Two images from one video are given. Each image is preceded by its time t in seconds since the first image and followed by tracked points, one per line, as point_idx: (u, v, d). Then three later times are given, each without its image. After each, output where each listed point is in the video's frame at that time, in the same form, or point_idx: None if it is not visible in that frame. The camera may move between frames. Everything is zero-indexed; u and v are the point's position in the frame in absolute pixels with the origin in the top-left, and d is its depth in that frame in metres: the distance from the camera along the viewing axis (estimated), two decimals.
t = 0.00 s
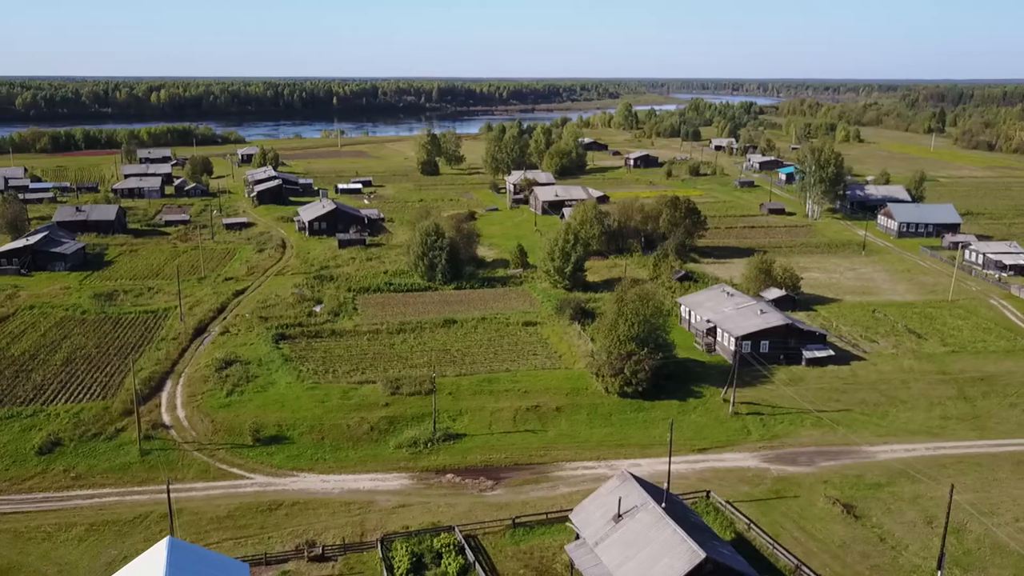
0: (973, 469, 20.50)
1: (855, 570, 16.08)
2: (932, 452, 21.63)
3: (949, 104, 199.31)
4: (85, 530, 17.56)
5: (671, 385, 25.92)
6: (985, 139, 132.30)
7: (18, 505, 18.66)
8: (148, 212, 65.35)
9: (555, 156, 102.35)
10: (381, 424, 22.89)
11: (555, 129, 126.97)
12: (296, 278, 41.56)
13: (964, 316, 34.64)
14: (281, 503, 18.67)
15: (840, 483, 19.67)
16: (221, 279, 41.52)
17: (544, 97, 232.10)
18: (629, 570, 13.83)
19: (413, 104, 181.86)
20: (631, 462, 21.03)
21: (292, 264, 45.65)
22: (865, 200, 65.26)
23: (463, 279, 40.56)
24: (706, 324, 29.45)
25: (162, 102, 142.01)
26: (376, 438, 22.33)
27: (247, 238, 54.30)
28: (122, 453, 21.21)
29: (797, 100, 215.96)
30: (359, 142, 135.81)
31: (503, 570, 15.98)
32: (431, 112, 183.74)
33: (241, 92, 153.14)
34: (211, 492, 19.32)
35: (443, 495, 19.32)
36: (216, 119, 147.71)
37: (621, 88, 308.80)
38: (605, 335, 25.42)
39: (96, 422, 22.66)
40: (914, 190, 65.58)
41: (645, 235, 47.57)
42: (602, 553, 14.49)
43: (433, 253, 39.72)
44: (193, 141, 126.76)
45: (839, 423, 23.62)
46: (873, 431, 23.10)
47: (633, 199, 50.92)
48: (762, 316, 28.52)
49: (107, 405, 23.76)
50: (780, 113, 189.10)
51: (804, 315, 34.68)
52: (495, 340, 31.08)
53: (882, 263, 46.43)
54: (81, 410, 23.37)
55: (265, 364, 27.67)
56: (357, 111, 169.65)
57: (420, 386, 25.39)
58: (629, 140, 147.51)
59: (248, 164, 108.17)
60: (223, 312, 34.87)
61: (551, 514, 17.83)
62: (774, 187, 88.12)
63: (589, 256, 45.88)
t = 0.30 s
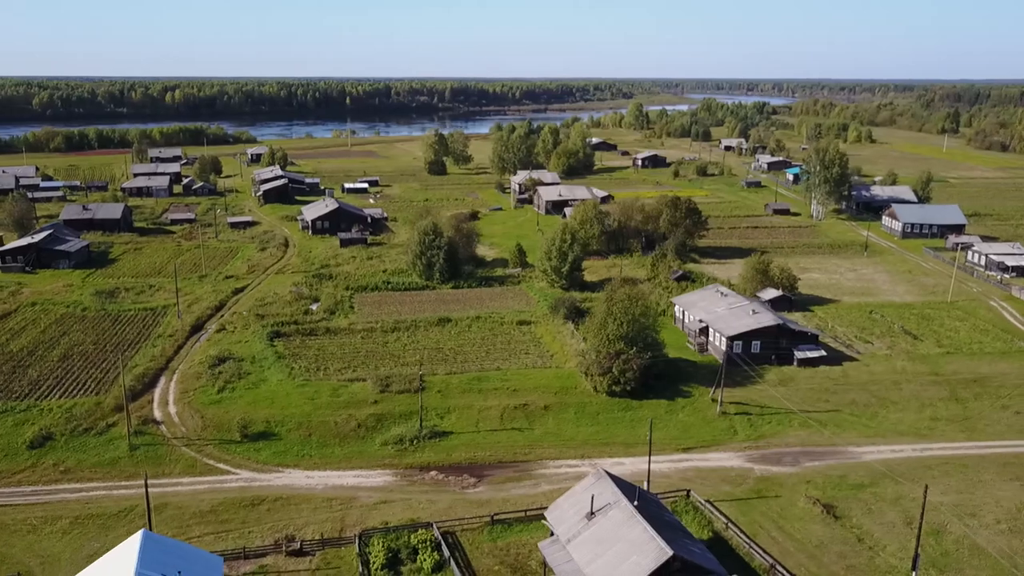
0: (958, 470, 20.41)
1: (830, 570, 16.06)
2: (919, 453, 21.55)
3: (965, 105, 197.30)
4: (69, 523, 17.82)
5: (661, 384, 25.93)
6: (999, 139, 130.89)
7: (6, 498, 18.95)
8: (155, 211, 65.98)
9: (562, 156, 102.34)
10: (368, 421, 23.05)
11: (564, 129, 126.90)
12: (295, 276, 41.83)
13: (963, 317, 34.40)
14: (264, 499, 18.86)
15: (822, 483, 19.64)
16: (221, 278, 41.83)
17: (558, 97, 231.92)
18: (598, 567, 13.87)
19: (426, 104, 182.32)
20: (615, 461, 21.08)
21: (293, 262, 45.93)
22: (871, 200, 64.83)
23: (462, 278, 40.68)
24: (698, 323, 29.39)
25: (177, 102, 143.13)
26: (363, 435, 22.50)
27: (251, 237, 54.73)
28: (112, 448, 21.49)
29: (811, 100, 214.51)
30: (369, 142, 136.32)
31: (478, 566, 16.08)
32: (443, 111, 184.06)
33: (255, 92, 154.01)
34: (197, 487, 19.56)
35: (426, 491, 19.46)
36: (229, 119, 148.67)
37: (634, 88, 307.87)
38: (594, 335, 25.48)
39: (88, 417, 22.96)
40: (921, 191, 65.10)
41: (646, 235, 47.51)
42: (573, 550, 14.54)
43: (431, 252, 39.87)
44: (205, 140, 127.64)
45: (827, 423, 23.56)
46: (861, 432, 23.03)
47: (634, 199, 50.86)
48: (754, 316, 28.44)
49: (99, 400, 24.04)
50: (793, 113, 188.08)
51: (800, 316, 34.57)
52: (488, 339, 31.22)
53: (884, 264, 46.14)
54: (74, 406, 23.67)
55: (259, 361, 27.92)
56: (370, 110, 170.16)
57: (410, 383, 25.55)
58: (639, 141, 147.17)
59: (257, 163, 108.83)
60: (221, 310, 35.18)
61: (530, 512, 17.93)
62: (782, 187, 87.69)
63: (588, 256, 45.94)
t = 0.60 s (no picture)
0: (944, 472, 20.31)
1: (806, 570, 16.02)
2: (905, 454, 21.47)
3: (980, 105, 195.27)
4: (56, 516, 18.10)
5: (650, 384, 25.95)
6: (1013, 140, 129.49)
7: None
8: (163, 210, 66.59)
9: (569, 156, 102.29)
10: (356, 419, 23.21)
11: (573, 129, 126.80)
12: (295, 275, 42.11)
13: (961, 319, 34.16)
14: (247, 494, 19.05)
15: (805, 483, 19.62)
16: (222, 276, 42.17)
17: (571, 98, 231.66)
18: (569, 564, 13.92)
19: (439, 104, 182.67)
20: (599, 460, 21.14)
21: (294, 261, 46.23)
22: (877, 201, 64.38)
23: (460, 277, 40.80)
24: (691, 323, 29.38)
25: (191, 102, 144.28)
26: (350, 432, 22.68)
27: (255, 236, 55.12)
28: (102, 443, 21.77)
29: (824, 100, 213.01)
30: (379, 142, 136.74)
31: (454, 562, 16.19)
32: (456, 112, 184.32)
33: (269, 92, 154.87)
34: (183, 483, 19.79)
35: (409, 488, 19.61)
36: (243, 119, 149.57)
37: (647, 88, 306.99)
38: (583, 334, 25.53)
39: (81, 412, 23.26)
40: (927, 192, 64.61)
41: (646, 235, 47.45)
42: (545, 547, 14.60)
43: (429, 251, 40.02)
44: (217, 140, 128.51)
45: (815, 424, 23.49)
46: (849, 433, 22.96)
47: (635, 199, 50.78)
48: (746, 316, 28.40)
49: (92, 396, 24.35)
50: (806, 113, 186.91)
51: (796, 317, 34.44)
52: (482, 338, 31.34)
53: (886, 264, 45.87)
54: (67, 401, 23.98)
55: (252, 359, 28.17)
56: (383, 111, 170.63)
57: (400, 381, 25.72)
58: (649, 141, 146.82)
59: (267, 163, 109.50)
60: (220, 308, 35.51)
61: (509, 509, 18.02)
62: (789, 188, 87.24)
63: (588, 256, 45.97)
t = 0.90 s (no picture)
0: (929, 473, 20.23)
1: (782, 569, 16.02)
2: (892, 455, 21.39)
3: (996, 105, 193.07)
4: (43, 509, 18.39)
5: (639, 384, 25.98)
6: None
7: None
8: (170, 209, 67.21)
9: (576, 156, 102.21)
10: (344, 416, 23.39)
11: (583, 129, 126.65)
12: (295, 273, 42.39)
13: (959, 320, 33.93)
14: (231, 489, 19.27)
15: (787, 483, 19.61)
16: (223, 274, 42.53)
17: (584, 98, 231.34)
18: (539, 560, 14.03)
19: (452, 104, 182.92)
20: (583, 458, 21.23)
21: (296, 260, 46.54)
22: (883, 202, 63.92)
23: (458, 276, 40.94)
24: (684, 323, 29.38)
25: (206, 102, 145.39)
26: (338, 429, 22.87)
27: (259, 235, 55.52)
28: (93, 438, 22.07)
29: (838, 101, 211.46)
30: (390, 142, 137.09)
31: (430, 558, 16.32)
32: (469, 112, 184.52)
33: (283, 93, 155.69)
34: (169, 478, 20.04)
35: (392, 485, 19.76)
36: (257, 119, 150.51)
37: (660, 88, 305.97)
38: (573, 333, 25.58)
39: (74, 408, 23.59)
40: (934, 193, 64.11)
41: (647, 235, 47.37)
42: (517, 544, 14.72)
43: (427, 250, 40.17)
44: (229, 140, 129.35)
45: (803, 424, 23.43)
46: (836, 433, 22.88)
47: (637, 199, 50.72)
48: (738, 316, 28.35)
49: (86, 392, 24.68)
50: (819, 113, 185.72)
51: (792, 317, 34.31)
52: (476, 337, 31.45)
53: (888, 265, 45.58)
54: (61, 397, 24.32)
55: (246, 356, 28.43)
56: (396, 111, 171.05)
57: (390, 379, 25.90)
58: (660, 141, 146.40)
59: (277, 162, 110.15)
60: (219, 305, 35.83)
61: (489, 507, 18.12)
62: (797, 188, 86.76)
63: (587, 256, 46.00)
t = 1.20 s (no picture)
0: (913, 474, 20.16)
1: (756, 568, 16.03)
2: (878, 456, 21.33)
3: (1013, 106, 190.76)
4: (30, 502, 18.69)
5: (628, 383, 26.02)
6: None
7: None
8: (178, 207, 67.85)
9: (584, 156, 102.23)
10: (333, 413, 23.57)
11: (592, 130, 126.53)
12: (295, 272, 42.68)
13: (957, 322, 33.69)
14: (216, 484, 19.50)
15: (770, 483, 19.61)
16: (224, 272, 42.86)
17: (598, 98, 230.88)
18: (509, 557, 14.10)
19: (464, 104, 183.19)
20: (568, 457, 21.31)
21: (297, 259, 46.87)
22: (888, 202, 63.45)
23: (457, 275, 41.08)
24: (676, 323, 29.38)
25: (221, 102, 146.59)
26: (327, 426, 23.07)
27: (263, 234, 55.92)
28: (84, 432, 22.39)
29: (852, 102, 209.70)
30: (400, 142, 137.45)
31: (407, 553, 16.47)
32: (482, 112, 184.68)
33: (297, 93, 156.49)
34: (156, 472, 20.30)
35: (376, 481, 19.93)
36: (271, 119, 151.42)
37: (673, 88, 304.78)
38: (563, 332, 25.64)
39: (67, 403, 23.91)
40: (941, 194, 63.57)
41: (647, 234, 47.28)
42: (490, 540, 14.80)
43: (426, 250, 40.33)
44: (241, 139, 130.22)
45: (791, 424, 23.40)
46: (824, 433, 22.84)
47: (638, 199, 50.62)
48: (730, 316, 28.30)
49: (80, 388, 25.01)
50: (833, 114, 184.44)
51: (789, 318, 34.19)
52: (470, 335, 31.58)
53: (890, 266, 45.28)
54: (56, 392, 24.68)
55: (240, 353, 28.70)
56: (408, 111, 171.51)
57: (380, 377, 26.07)
58: (670, 142, 145.97)
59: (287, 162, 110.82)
60: (217, 303, 36.18)
61: (468, 504, 18.23)
62: (805, 189, 86.26)
63: (586, 256, 46.06)
